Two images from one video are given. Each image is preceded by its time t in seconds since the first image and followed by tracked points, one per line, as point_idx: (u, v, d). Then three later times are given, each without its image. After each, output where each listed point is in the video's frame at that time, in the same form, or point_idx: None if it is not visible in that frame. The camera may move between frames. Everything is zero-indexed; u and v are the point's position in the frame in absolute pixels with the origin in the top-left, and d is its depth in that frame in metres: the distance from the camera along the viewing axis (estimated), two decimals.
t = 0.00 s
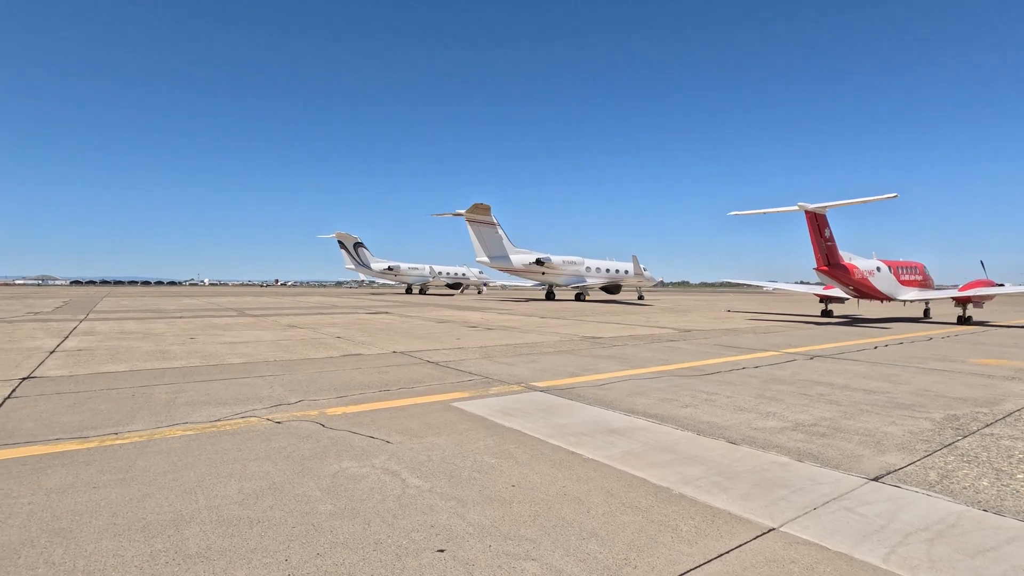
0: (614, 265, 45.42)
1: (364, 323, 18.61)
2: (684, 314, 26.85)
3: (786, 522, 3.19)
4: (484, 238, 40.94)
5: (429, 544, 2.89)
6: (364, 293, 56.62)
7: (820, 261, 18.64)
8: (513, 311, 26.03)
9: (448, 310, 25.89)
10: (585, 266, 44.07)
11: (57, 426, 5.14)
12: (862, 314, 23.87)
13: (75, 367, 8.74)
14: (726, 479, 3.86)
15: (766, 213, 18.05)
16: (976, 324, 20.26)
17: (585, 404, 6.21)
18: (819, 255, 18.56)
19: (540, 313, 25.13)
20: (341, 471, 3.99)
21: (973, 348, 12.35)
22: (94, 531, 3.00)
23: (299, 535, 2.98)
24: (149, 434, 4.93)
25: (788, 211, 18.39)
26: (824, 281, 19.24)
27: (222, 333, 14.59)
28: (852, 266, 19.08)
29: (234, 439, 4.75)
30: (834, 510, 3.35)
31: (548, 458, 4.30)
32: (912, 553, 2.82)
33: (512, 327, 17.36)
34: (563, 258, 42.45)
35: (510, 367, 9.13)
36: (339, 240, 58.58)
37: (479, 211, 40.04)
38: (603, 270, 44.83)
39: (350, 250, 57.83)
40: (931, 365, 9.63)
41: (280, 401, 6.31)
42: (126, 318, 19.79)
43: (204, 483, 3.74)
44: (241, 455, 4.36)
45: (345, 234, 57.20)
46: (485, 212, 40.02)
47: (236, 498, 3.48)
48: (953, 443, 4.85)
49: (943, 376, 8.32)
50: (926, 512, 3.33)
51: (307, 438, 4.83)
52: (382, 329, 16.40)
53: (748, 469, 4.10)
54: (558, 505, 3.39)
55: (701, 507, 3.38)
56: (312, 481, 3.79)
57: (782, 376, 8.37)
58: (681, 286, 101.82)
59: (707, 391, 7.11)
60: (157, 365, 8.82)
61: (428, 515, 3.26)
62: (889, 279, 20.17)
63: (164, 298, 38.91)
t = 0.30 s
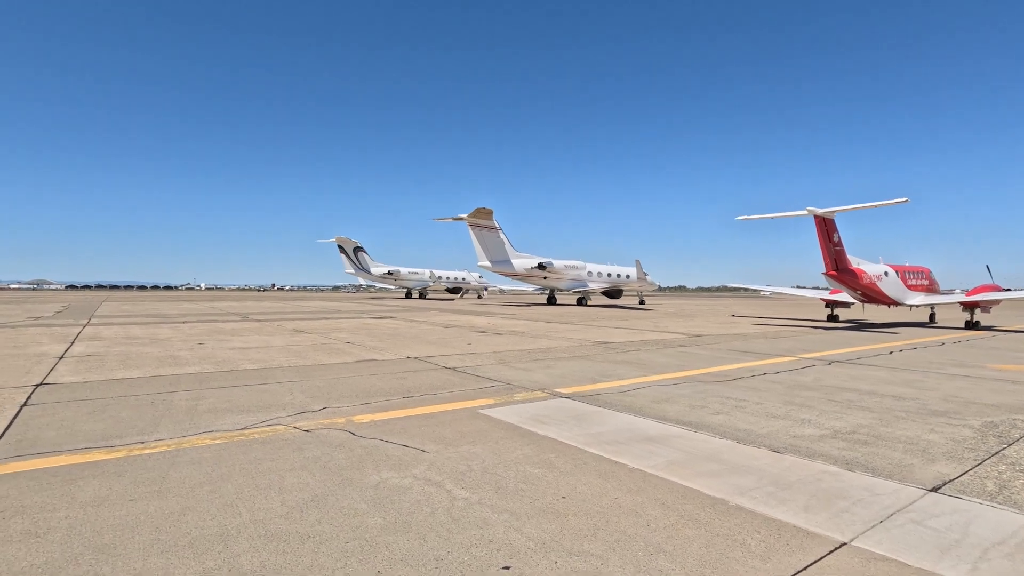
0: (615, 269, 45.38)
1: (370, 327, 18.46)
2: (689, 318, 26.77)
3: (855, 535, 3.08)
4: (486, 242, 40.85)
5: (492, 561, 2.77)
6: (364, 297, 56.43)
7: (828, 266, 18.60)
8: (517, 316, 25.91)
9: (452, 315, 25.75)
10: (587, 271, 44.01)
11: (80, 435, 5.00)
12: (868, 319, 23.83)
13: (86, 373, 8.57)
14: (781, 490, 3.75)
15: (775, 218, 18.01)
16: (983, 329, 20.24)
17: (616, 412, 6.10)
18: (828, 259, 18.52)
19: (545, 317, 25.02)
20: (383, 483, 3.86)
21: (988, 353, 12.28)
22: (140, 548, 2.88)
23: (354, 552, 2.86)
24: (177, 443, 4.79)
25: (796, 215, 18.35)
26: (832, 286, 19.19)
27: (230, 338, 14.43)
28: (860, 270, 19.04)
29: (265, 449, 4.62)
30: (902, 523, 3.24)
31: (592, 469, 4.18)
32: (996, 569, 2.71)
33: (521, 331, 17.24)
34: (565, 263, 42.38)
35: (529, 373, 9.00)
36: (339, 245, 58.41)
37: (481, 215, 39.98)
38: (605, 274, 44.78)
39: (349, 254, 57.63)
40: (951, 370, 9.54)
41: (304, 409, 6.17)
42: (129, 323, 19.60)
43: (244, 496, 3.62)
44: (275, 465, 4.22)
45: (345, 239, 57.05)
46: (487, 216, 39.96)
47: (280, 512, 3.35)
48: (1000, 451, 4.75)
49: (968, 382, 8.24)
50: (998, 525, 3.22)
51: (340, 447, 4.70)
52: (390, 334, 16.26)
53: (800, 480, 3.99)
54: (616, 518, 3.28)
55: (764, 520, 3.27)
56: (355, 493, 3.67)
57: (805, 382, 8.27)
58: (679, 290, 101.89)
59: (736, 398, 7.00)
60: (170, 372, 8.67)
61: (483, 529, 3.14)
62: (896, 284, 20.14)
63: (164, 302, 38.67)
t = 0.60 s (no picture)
0: (615, 273, 45.34)
1: (374, 331, 18.29)
2: (692, 322, 26.68)
3: (923, 548, 2.96)
4: (485, 245, 40.74)
5: None
6: (362, 301, 56.18)
7: (834, 269, 18.57)
8: (520, 319, 25.79)
9: (453, 318, 25.57)
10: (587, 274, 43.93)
11: (97, 443, 4.84)
12: (871, 323, 23.84)
13: (94, 377, 8.39)
14: (832, 500, 3.63)
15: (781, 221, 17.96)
16: (987, 332, 20.26)
17: (643, 418, 5.98)
18: (833, 263, 18.50)
19: (548, 320, 24.88)
20: (419, 492, 3.72)
21: (999, 357, 12.23)
22: (178, 564, 2.74)
23: (404, 568, 2.72)
24: (198, 451, 4.63)
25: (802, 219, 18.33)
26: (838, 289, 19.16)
27: (234, 341, 14.23)
28: (865, 274, 19.02)
29: (291, 457, 4.47)
30: (967, 535, 3.12)
31: (632, 478, 4.06)
32: None
33: (527, 334, 17.11)
34: (565, 266, 42.32)
35: (544, 378, 8.86)
36: (337, 248, 58.20)
37: (480, 218, 39.92)
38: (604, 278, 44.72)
39: (347, 257, 57.39)
40: (968, 374, 9.47)
41: (323, 414, 6.03)
42: (128, 326, 19.38)
43: (277, 506, 3.48)
44: (305, 474, 4.07)
45: (343, 242, 56.87)
46: (487, 219, 39.91)
47: (319, 524, 3.21)
48: None
49: (988, 386, 8.17)
50: None
51: (368, 454, 4.56)
52: (395, 337, 16.09)
53: (850, 489, 3.87)
54: (670, 529, 3.16)
55: (824, 531, 3.15)
56: (393, 504, 3.53)
57: (825, 386, 8.17)
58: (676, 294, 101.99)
59: (760, 402, 6.89)
60: (180, 376, 8.49)
61: (535, 543, 3.01)
62: (901, 288, 20.14)
63: (161, 305, 38.37)
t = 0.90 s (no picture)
0: (619, 273, 45.17)
1: (382, 332, 18.15)
2: (700, 323, 26.50)
3: (1004, 568, 2.80)
4: (490, 245, 40.59)
5: None
6: (364, 301, 56.03)
7: (846, 270, 18.42)
8: (526, 319, 25.61)
9: (460, 319, 25.38)
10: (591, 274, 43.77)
11: (119, 450, 4.69)
12: (881, 324, 23.68)
13: (106, 380, 8.24)
14: (893, 514, 3.48)
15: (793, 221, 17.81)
16: (999, 334, 20.11)
17: (674, 423, 5.82)
18: (845, 264, 18.35)
19: (555, 321, 24.70)
20: (462, 505, 3.57)
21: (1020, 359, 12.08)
22: None
23: None
24: (225, 458, 4.48)
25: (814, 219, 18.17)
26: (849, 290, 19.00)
27: (243, 343, 14.08)
28: (877, 275, 18.87)
29: (322, 465, 4.32)
30: None
31: (679, 488, 3.91)
32: None
33: (537, 336, 16.95)
34: (569, 266, 42.15)
35: (564, 380, 8.70)
36: (339, 248, 58.04)
37: (485, 218, 39.78)
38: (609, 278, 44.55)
39: (349, 257, 57.23)
40: (993, 377, 9.32)
41: (347, 419, 5.87)
42: (135, 327, 19.24)
43: (316, 520, 3.33)
44: (338, 484, 3.91)
45: (346, 242, 56.74)
46: (492, 219, 39.77)
47: (363, 540, 3.06)
48: None
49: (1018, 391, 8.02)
50: None
51: (400, 463, 4.40)
52: (405, 338, 15.93)
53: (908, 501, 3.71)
54: (732, 546, 3.00)
55: (894, 549, 3.00)
56: (436, 517, 3.37)
57: (852, 390, 8.01)
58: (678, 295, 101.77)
59: (790, 407, 6.73)
60: (194, 378, 8.34)
61: (593, 561, 2.85)
62: (912, 289, 19.98)
63: (164, 305, 38.24)
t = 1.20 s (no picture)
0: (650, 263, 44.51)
1: (417, 321, 18.19)
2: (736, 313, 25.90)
3: None
4: (519, 235, 40.39)
5: None
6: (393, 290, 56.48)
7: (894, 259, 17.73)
8: (558, 309, 25.40)
9: (491, 309, 25.28)
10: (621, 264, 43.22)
11: (184, 437, 4.73)
12: (928, 315, 22.79)
13: (160, 367, 8.39)
14: (1000, 518, 3.25)
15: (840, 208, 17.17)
16: None
17: (737, 416, 5.63)
18: (894, 253, 17.65)
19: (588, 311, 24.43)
20: (537, 499, 3.47)
21: None
22: None
23: None
24: (289, 446, 4.48)
25: (862, 206, 17.49)
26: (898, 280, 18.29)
27: (283, 331, 14.26)
28: (928, 264, 18.11)
29: (386, 455, 4.28)
30: None
31: (759, 485, 3.74)
32: None
33: (573, 326, 16.76)
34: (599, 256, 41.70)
35: (610, 371, 8.53)
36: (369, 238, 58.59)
37: (514, 207, 39.56)
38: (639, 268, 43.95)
39: (378, 247, 57.69)
40: None
41: (401, 409, 5.84)
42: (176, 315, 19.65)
43: (392, 511, 3.27)
44: (406, 475, 3.85)
45: (374, 232, 57.21)
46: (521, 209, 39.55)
47: (444, 533, 2.99)
48: None
49: None
50: None
51: (464, 453, 4.32)
52: (441, 327, 15.92)
53: (1013, 504, 3.47)
54: (834, 549, 2.84)
55: (1012, 556, 2.79)
56: (513, 511, 3.28)
57: (916, 384, 7.66)
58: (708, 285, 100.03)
59: (855, 401, 6.45)
60: (243, 366, 8.44)
61: (688, 561, 2.72)
62: (965, 278, 19.13)
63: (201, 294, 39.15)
